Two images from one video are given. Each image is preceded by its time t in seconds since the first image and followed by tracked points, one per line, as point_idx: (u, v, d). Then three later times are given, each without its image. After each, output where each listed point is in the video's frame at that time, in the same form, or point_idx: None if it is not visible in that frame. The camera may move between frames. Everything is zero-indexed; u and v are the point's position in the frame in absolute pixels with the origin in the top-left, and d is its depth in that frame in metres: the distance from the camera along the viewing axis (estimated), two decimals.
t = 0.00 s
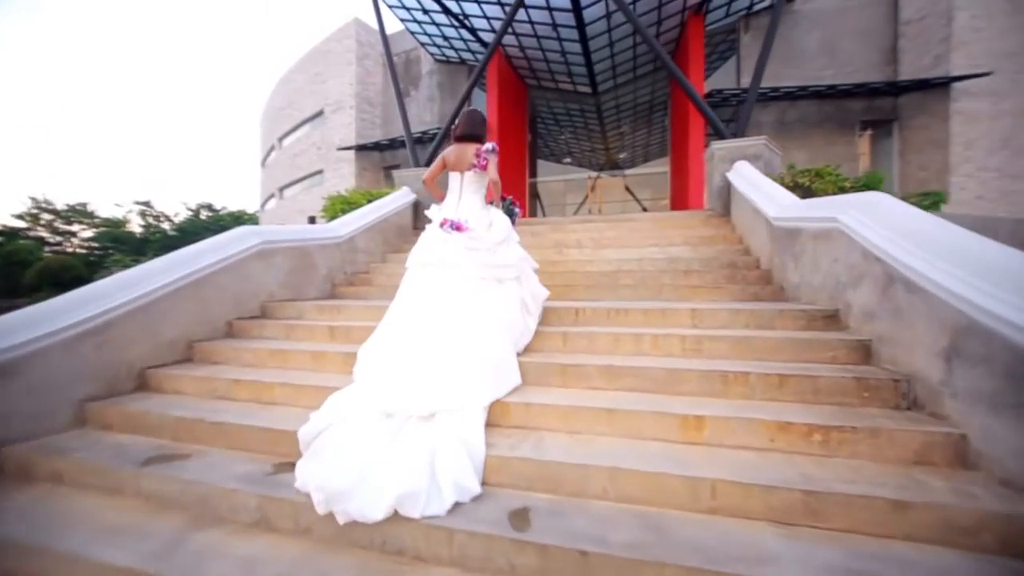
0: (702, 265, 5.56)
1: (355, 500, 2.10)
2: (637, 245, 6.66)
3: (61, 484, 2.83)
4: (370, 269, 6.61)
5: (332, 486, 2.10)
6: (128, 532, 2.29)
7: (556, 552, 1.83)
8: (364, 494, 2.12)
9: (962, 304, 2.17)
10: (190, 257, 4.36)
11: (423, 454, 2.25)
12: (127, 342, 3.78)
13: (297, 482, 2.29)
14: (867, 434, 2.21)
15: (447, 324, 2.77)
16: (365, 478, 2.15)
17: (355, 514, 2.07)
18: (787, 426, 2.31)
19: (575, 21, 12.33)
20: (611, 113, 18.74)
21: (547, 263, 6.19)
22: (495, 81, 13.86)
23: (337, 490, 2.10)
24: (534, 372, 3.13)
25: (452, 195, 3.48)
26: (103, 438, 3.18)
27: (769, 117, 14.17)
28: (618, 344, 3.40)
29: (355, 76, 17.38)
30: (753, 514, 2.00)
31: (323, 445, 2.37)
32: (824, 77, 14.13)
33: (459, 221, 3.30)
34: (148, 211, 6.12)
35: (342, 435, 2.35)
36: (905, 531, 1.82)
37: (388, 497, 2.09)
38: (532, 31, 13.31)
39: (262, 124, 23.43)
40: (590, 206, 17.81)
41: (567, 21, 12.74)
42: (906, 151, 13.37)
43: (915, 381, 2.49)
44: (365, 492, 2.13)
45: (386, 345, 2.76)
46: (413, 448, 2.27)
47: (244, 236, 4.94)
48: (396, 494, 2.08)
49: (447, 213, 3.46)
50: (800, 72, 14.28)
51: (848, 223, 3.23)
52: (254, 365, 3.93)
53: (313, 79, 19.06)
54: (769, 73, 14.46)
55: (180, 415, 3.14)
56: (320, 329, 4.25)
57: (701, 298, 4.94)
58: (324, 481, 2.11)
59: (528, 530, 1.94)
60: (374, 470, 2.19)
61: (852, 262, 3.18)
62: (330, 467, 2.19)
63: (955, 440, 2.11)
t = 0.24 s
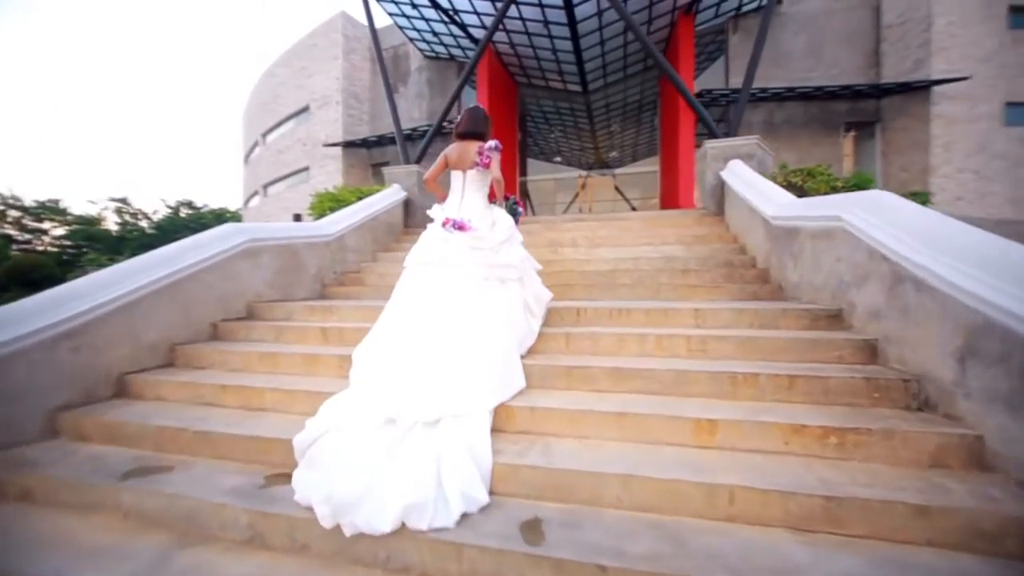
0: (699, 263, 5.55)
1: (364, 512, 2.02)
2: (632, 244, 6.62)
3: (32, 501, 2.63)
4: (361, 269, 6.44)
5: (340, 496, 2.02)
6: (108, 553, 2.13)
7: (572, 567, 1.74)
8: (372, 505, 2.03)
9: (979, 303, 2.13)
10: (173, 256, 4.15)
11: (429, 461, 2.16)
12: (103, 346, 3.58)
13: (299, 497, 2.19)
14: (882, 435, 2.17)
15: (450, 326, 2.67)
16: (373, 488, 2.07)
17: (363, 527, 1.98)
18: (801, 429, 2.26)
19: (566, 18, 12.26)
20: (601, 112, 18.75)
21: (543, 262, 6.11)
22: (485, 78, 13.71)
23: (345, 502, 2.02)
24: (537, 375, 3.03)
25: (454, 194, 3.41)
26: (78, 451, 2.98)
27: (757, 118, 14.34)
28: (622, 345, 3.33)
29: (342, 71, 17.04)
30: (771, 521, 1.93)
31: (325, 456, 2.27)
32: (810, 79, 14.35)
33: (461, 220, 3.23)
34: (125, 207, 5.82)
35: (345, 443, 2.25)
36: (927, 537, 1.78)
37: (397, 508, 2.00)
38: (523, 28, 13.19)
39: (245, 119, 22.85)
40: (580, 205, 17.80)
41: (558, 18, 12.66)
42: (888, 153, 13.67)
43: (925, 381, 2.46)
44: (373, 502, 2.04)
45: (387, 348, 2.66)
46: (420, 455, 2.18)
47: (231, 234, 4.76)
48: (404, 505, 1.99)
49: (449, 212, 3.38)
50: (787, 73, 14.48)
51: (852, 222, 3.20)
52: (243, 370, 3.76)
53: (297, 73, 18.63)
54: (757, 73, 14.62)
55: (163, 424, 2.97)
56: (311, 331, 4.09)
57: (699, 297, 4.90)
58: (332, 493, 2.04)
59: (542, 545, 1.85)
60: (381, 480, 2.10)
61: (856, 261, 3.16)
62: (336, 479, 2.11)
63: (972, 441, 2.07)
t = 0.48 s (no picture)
0: (697, 262, 5.51)
1: (373, 524, 1.93)
2: (628, 243, 6.57)
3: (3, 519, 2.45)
4: (352, 268, 6.26)
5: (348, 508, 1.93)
6: None
7: None
8: (383, 517, 1.94)
9: (1002, 304, 2.08)
10: (156, 255, 3.95)
11: (437, 470, 2.06)
12: (80, 352, 3.38)
13: (303, 510, 2.08)
14: (900, 439, 2.12)
15: (453, 326, 2.55)
16: (381, 498, 1.98)
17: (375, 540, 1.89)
18: (818, 433, 2.20)
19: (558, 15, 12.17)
20: (592, 111, 18.73)
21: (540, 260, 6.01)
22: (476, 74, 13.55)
23: (354, 514, 1.94)
24: (540, 379, 2.94)
25: (459, 194, 3.35)
26: (53, 464, 2.79)
27: (747, 117, 14.45)
28: (627, 346, 3.26)
29: (328, 66, 16.69)
30: (792, 530, 1.87)
31: (327, 465, 2.15)
32: (798, 80, 14.51)
33: (465, 220, 3.15)
34: (101, 204, 5.54)
35: (346, 450, 2.13)
36: (953, 544, 1.73)
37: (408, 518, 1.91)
38: (515, 24, 13.05)
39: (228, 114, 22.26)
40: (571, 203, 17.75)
41: (550, 15, 12.55)
42: (874, 153, 13.90)
43: (938, 381, 2.42)
44: (381, 514, 1.95)
45: (386, 348, 2.53)
46: (428, 462, 2.08)
47: (219, 232, 4.58)
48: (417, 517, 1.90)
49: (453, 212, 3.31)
50: (776, 73, 14.62)
51: (861, 221, 3.14)
52: (230, 375, 3.58)
53: (283, 67, 18.20)
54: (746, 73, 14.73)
55: (146, 434, 2.80)
56: (303, 333, 3.93)
57: (699, 297, 4.86)
58: (343, 504, 1.95)
59: (560, 560, 1.78)
60: (390, 490, 2.01)
61: (863, 260, 3.12)
62: (343, 490, 2.01)
63: (990, 444, 2.04)
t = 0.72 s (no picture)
0: (694, 262, 5.48)
1: (382, 537, 1.86)
2: (624, 242, 6.52)
3: None
4: (342, 267, 6.09)
5: (357, 521, 1.87)
6: None
7: None
8: (391, 526, 1.88)
9: (1004, 298, 2.11)
10: (137, 253, 3.75)
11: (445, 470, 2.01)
12: (53, 359, 3.18)
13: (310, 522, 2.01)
14: (917, 443, 2.08)
15: (456, 324, 2.49)
16: (389, 510, 1.91)
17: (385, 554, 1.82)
18: (834, 438, 2.15)
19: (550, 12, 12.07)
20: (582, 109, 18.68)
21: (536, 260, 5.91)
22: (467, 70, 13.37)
23: (363, 527, 1.87)
24: (545, 383, 2.85)
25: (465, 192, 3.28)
26: (24, 481, 2.60)
27: (736, 117, 14.56)
28: (633, 348, 3.18)
29: (314, 60, 16.33)
30: (814, 541, 1.81)
31: (331, 471, 2.09)
32: (786, 81, 14.68)
33: (470, 218, 3.08)
34: (75, 201, 5.22)
35: (351, 457, 2.06)
36: (980, 552, 1.69)
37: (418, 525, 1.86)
38: (506, 20, 12.90)
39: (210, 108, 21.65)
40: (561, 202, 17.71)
41: (542, 11, 12.44)
42: (859, 153, 14.14)
43: (950, 383, 2.40)
44: (389, 525, 1.88)
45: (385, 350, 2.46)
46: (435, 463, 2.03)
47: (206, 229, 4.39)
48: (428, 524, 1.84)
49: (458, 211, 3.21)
50: (764, 73, 14.76)
51: (867, 221, 3.11)
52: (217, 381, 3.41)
53: (267, 61, 17.74)
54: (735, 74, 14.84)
55: (128, 446, 2.64)
56: (294, 335, 3.76)
57: (698, 297, 4.81)
58: (349, 518, 1.88)
59: None
60: (397, 496, 1.95)
61: (868, 260, 3.09)
62: (351, 503, 1.95)
63: (1009, 447, 2.01)
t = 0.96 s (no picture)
0: (692, 262, 5.44)
1: (396, 542, 1.83)
2: (621, 241, 6.45)
3: None
4: (333, 267, 5.91)
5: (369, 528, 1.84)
6: None
7: None
8: (406, 529, 1.87)
9: (1000, 289, 2.18)
10: (119, 252, 3.56)
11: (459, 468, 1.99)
12: (25, 367, 2.98)
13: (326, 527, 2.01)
14: (940, 449, 2.02)
15: (461, 316, 2.42)
16: (402, 514, 1.89)
17: (403, 561, 1.80)
18: (856, 445, 2.09)
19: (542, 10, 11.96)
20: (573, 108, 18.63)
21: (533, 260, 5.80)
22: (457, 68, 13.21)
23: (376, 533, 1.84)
24: (553, 387, 2.75)
25: (473, 186, 3.32)
26: None
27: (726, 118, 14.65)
28: (641, 351, 3.11)
29: (301, 55, 15.98)
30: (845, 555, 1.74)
31: (341, 474, 2.07)
32: (774, 82, 14.82)
33: (479, 212, 3.02)
34: (50, 197, 4.99)
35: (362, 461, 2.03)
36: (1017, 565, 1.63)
37: (436, 524, 1.86)
38: (497, 17, 12.75)
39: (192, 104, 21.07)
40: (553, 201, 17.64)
41: (534, 9, 12.32)
42: (846, 154, 14.35)
43: (967, 386, 2.38)
44: (403, 531, 1.86)
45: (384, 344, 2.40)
46: (447, 459, 2.02)
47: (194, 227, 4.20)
48: (446, 526, 1.84)
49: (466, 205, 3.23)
50: (754, 74, 14.88)
51: (874, 221, 3.08)
52: (204, 389, 3.23)
53: (252, 56, 17.31)
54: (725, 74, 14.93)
55: (110, 460, 2.47)
56: (285, 338, 3.60)
57: (699, 297, 4.75)
58: (363, 525, 1.84)
59: None
60: (411, 497, 1.94)
61: (877, 260, 3.07)
62: (363, 508, 1.92)
63: None
